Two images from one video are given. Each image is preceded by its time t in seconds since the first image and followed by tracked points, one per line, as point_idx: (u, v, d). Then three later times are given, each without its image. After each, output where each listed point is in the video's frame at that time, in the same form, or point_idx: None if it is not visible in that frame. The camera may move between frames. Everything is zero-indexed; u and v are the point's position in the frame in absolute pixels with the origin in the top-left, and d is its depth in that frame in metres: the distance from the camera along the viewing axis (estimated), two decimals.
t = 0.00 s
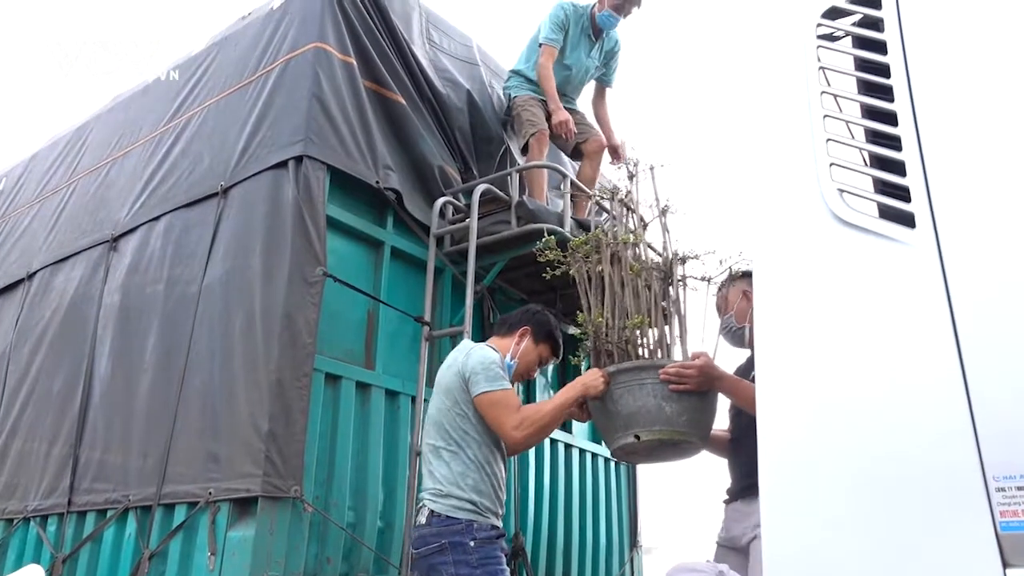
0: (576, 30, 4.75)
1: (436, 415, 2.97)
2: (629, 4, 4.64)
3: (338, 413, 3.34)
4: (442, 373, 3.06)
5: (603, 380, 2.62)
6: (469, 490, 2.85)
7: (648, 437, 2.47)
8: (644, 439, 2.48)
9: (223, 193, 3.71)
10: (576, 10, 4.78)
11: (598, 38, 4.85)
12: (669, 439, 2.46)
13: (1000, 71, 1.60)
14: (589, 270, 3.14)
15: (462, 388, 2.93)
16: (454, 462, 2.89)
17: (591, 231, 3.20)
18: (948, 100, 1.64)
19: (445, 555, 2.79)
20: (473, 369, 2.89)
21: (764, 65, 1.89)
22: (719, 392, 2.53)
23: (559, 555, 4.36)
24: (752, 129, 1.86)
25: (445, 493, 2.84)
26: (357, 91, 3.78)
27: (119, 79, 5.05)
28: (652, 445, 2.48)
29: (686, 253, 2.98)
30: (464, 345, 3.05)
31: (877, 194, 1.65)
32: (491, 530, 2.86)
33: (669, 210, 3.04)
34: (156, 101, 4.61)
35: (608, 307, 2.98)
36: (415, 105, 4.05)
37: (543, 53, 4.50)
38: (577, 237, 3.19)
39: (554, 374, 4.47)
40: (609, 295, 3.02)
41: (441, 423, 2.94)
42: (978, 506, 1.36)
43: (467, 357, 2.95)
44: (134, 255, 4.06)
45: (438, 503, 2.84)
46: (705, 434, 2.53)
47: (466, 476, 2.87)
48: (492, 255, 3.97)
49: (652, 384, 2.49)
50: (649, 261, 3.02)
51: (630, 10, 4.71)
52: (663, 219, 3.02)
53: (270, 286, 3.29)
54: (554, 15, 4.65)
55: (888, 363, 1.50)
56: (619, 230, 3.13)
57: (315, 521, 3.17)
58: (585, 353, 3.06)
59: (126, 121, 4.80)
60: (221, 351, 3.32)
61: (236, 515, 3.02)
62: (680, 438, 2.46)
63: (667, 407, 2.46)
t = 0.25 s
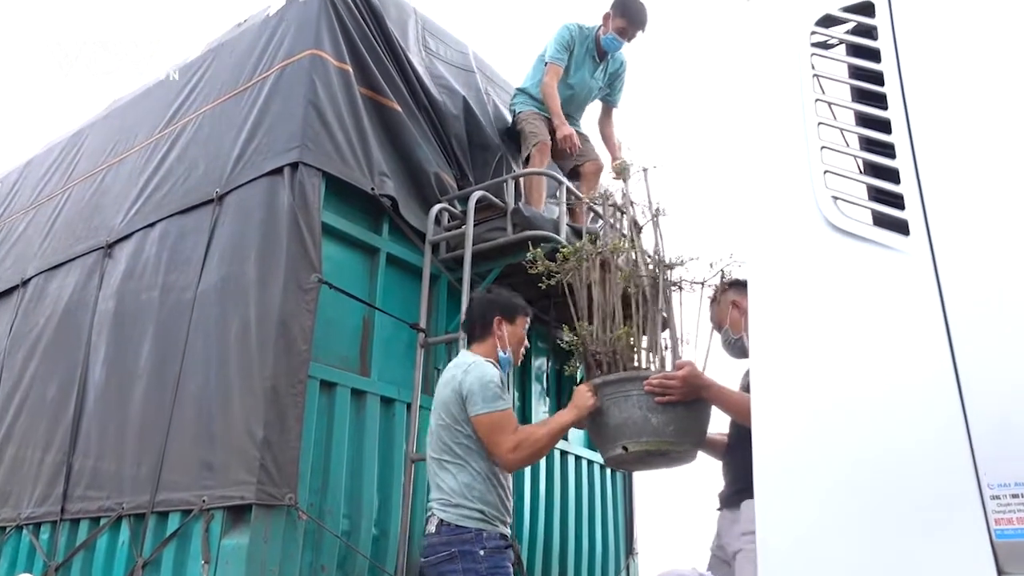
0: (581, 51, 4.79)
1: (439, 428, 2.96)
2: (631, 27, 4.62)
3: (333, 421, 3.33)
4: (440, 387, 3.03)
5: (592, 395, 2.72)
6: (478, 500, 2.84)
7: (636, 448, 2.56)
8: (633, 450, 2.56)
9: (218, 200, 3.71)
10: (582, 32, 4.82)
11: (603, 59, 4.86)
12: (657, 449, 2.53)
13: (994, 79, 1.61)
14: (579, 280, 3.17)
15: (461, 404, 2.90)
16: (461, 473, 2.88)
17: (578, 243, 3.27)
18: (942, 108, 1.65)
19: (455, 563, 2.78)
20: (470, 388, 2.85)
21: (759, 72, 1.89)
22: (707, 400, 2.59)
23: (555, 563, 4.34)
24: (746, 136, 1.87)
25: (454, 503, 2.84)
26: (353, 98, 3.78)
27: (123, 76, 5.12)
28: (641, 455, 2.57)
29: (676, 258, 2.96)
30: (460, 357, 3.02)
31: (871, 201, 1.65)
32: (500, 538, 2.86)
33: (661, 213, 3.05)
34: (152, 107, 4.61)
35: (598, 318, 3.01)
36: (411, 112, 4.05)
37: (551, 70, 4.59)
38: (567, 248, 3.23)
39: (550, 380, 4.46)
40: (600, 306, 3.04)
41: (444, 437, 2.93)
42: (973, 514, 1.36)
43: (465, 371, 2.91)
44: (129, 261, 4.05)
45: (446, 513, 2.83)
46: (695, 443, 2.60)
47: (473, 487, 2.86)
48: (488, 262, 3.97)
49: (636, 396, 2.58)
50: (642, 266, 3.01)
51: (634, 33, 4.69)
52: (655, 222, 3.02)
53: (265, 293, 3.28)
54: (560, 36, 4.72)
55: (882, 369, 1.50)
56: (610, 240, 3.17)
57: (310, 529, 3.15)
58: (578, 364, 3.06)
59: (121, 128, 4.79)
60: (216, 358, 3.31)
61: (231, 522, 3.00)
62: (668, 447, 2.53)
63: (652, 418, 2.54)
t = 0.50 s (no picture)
0: (585, 72, 4.83)
1: (437, 437, 2.96)
2: (635, 47, 4.73)
3: (327, 429, 3.33)
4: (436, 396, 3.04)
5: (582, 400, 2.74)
6: (479, 506, 2.83)
7: (627, 451, 2.58)
8: (624, 453, 2.59)
9: (212, 208, 3.70)
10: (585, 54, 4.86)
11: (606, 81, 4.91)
12: (648, 451, 2.55)
13: (984, 86, 1.62)
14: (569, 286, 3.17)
15: (457, 412, 2.89)
16: (462, 479, 2.88)
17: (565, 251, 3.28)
18: (932, 115, 1.65)
19: (456, 569, 2.76)
20: (464, 398, 2.85)
21: (750, 81, 1.90)
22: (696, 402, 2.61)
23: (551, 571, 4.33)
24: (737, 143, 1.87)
25: (455, 509, 2.83)
26: (347, 105, 3.79)
27: (123, 77, 5.12)
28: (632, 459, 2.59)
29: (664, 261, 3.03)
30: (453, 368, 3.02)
31: (863, 209, 1.65)
32: (502, 545, 2.84)
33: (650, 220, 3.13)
34: (146, 115, 4.60)
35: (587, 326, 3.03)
36: (405, 120, 4.06)
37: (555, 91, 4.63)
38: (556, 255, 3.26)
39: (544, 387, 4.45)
40: (590, 312, 3.07)
41: (443, 445, 2.93)
42: (965, 521, 1.35)
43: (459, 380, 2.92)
44: (123, 269, 4.04)
45: (448, 518, 2.82)
46: (687, 445, 2.62)
47: (474, 493, 2.85)
48: (482, 269, 3.97)
49: (626, 399, 2.62)
50: (632, 270, 3.07)
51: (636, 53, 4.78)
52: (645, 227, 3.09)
53: (259, 301, 3.27)
54: (564, 57, 4.77)
55: (874, 375, 1.50)
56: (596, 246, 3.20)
57: (303, 538, 3.14)
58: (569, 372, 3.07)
59: (115, 136, 4.79)
60: (210, 366, 3.30)
61: (224, 531, 2.99)
62: (658, 450, 2.55)
63: (642, 421, 2.57)
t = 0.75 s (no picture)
0: (581, 83, 4.86)
1: (438, 444, 2.95)
2: (630, 57, 4.67)
3: (323, 434, 3.32)
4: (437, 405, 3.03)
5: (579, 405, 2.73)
6: (478, 513, 2.82)
7: (627, 457, 2.59)
8: (624, 459, 2.59)
9: (207, 212, 3.69)
10: (582, 65, 4.87)
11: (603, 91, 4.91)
12: (648, 456, 2.56)
13: (978, 91, 1.62)
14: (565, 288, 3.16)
15: (454, 420, 2.89)
16: (462, 487, 2.87)
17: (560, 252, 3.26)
18: (927, 119, 1.66)
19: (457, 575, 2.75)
20: (460, 407, 2.83)
21: (745, 85, 1.90)
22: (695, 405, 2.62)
23: None
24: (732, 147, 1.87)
25: (455, 515, 2.83)
26: (342, 110, 3.78)
27: (120, 80, 5.13)
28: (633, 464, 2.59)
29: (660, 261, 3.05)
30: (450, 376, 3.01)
31: (858, 213, 1.66)
32: (502, 550, 2.83)
33: (645, 216, 3.14)
34: (141, 120, 4.59)
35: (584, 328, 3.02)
36: (401, 124, 4.06)
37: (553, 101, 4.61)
38: (551, 256, 3.25)
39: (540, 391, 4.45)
40: (586, 313, 3.07)
41: (443, 453, 2.93)
42: (962, 525, 1.35)
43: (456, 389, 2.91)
44: (118, 274, 4.03)
45: (448, 525, 2.82)
46: (687, 448, 2.62)
47: (474, 500, 2.85)
48: (478, 274, 3.97)
49: (624, 405, 2.62)
50: (628, 271, 3.09)
51: (631, 63, 4.74)
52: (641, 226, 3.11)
53: (254, 306, 3.27)
54: (559, 69, 4.77)
55: (870, 379, 1.50)
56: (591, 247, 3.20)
57: (299, 544, 3.12)
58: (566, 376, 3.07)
59: (109, 140, 4.77)
60: (205, 372, 3.29)
61: (219, 538, 2.98)
62: (658, 454, 2.56)
63: (641, 426, 2.57)
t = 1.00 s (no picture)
0: (580, 101, 4.88)
1: (438, 454, 2.94)
2: (626, 74, 4.69)
3: (321, 439, 3.31)
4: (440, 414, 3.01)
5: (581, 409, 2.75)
6: (476, 523, 2.82)
7: (625, 465, 2.59)
8: (623, 467, 2.59)
9: (206, 217, 3.69)
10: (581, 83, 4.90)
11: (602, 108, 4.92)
12: (645, 466, 2.55)
13: (979, 99, 1.62)
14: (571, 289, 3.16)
15: (458, 434, 2.86)
16: (459, 497, 2.87)
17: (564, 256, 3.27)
18: (928, 126, 1.66)
19: None
20: (466, 424, 2.81)
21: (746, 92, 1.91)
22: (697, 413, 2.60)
23: None
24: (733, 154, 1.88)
25: (451, 523, 2.83)
26: (342, 115, 3.78)
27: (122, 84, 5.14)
28: (631, 472, 2.60)
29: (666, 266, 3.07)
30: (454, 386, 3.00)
31: (859, 220, 1.66)
32: (499, 558, 2.83)
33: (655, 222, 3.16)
34: (140, 124, 4.59)
35: (584, 331, 3.04)
36: (400, 129, 4.06)
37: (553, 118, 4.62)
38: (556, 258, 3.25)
39: (539, 397, 4.44)
40: (590, 316, 3.08)
41: (443, 462, 2.92)
42: (964, 533, 1.35)
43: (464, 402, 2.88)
44: (116, 278, 4.02)
45: (444, 532, 2.82)
46: (688, 458, 2.60)
47: (471, 509, 2.84)
48: (477, 279, 3.97)
49: (622, 413, 2.62)
50: (634, 275, 3.10)
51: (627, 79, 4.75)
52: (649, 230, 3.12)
53: (253, 310, 3.26)
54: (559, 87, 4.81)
55: (870, 386, 1.50)
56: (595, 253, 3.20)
57: (297, 550, 3.11)
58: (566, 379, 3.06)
59: (108, 144, 4.77)
60: (204, 376, 3.29)
61: (216, 543, 2.97)
62: (656, 464, 2.54)
63: (640, 435, 2.56)
